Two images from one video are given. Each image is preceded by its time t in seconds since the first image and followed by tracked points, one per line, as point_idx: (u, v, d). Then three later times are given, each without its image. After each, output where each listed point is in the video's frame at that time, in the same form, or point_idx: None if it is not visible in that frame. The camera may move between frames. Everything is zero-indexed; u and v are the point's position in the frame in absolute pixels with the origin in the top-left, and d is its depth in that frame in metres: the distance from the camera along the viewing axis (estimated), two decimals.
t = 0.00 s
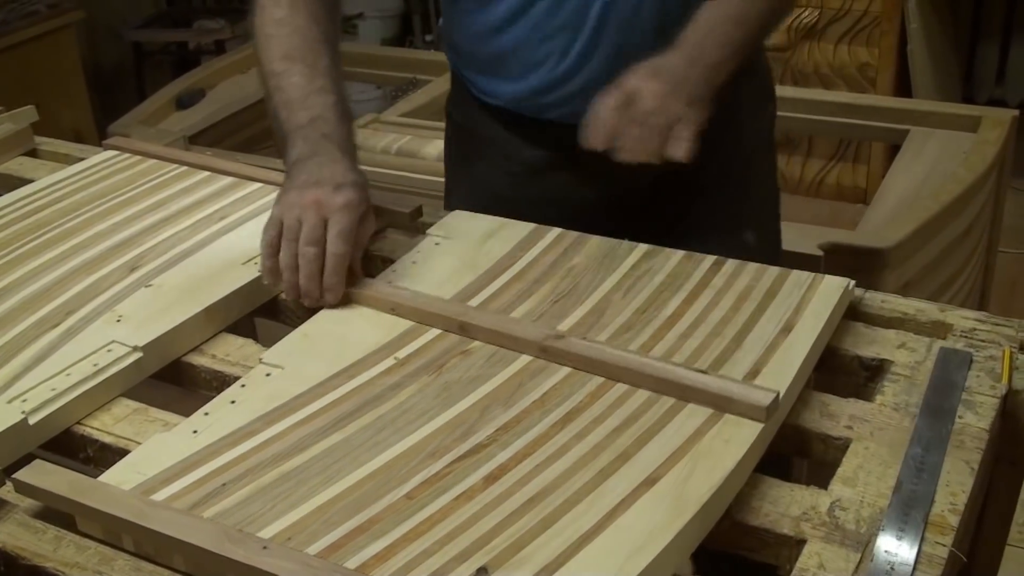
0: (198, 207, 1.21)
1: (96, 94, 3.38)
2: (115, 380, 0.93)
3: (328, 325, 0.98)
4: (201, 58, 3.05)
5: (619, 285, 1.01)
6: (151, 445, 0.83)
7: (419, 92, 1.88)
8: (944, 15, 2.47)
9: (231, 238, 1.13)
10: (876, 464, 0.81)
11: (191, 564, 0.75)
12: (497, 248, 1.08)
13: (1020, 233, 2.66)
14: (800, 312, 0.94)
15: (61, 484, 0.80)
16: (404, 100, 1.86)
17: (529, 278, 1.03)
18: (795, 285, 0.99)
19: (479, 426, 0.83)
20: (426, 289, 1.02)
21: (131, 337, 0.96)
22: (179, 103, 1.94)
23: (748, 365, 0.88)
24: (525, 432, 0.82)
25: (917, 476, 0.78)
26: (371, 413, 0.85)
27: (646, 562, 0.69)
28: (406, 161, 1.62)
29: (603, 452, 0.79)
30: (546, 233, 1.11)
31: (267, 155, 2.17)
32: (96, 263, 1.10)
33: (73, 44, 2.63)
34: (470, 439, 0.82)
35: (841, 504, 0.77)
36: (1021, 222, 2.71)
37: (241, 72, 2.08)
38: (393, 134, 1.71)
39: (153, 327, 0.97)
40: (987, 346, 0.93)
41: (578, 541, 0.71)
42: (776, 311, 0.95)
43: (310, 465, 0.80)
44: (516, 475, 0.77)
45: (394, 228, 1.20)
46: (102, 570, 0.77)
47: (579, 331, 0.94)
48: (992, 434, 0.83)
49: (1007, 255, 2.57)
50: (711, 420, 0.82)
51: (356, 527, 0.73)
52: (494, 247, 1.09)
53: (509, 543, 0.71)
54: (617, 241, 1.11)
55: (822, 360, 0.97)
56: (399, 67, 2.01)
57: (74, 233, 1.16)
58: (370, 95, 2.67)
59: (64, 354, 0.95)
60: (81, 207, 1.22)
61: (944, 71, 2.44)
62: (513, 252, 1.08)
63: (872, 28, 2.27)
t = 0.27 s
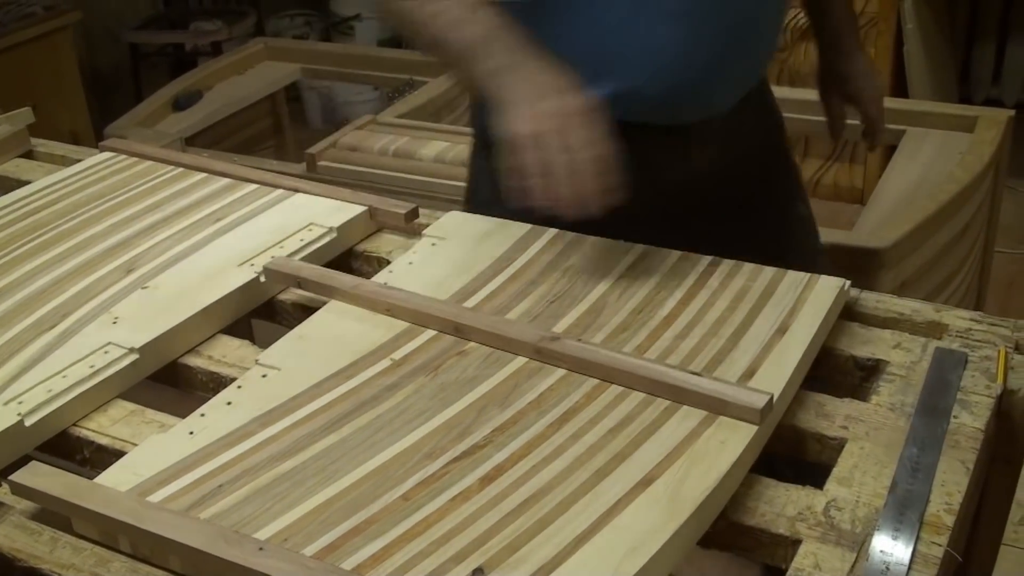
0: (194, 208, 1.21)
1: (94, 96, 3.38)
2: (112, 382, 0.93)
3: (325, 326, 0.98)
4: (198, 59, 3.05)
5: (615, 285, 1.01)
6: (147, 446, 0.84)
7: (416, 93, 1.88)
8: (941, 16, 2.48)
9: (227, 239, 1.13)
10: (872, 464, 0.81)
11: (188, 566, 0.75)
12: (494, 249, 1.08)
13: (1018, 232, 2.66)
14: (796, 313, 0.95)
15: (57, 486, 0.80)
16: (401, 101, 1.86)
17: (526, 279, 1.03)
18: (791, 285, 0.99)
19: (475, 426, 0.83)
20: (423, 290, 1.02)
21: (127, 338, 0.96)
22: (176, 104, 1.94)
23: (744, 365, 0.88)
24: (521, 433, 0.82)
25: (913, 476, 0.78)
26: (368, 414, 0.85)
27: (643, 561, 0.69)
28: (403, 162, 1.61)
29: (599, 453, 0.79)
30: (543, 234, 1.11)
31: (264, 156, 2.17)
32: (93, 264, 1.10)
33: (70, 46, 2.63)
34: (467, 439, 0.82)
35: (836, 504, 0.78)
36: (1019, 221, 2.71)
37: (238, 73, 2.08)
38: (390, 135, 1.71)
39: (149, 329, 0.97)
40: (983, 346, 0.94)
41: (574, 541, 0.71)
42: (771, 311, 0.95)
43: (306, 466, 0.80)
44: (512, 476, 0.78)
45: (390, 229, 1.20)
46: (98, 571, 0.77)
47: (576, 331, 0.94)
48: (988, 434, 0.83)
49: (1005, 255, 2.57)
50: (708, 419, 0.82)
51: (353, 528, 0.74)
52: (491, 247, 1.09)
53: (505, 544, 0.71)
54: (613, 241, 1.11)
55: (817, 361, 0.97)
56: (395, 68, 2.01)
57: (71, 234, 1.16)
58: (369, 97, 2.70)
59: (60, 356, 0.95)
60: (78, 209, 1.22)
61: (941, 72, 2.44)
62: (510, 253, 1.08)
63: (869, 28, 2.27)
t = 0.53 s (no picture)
0: (190, 209, 1.20)
1: (91, 97, 3.38)
2: (108, 382, 0.93)
3: (321, 325, 0.98)
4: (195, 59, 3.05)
5: (612, 284, 1.01)
6: (143, 446, 0.83)
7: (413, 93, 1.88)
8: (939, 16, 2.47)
9: (224, 239, 1.13)
10: (868, 462, 0.81)
11: (184, 566, 0.75)
12: (491, 248, 1.08)
13: (1015, 231, 2.66)
14: (792, 311, 0.95)
15: (53, 486, 0.80)
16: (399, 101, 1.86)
17: (522, 278, 1.03)
18: (787, 284, 0.99)
19: (472, 425, 0.83)
20: (420, 289, 1.02)
21: (123, 338, 0.96)
22: (173, 104, 1.94)
23: (740, 363, 0.88)
24: (517, 432, 0.82)
25: (908, 474, 0.78)
26: (364, 413, 0.85)
27: (639, 560, 0.69)
28: (400, 161, 1.61)
29: (595, 452, 0.79)
30: (539, 234, 1.11)
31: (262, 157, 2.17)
32: (90, 265, 1.10)
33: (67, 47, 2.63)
34: (463, 438, 0.82)
35: (832, 502, 0.78)
36: (1016, 221, 2.71)
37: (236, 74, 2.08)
38: (387, 135, 1.71)
39: (145, 329, 0.97)
40: (979, 344, 0.94)
41: (570, 540, 0.71)
42: (768, 310, 0.95)
43: (302, 465, 0.80)
44: (508, 475, 0.78)
45: (387, 229, 1.20)
46: (95, 571, 0.77)
47: (572, 330, 0.94)
48: (984, 432, 0.83)
49: (1002, 254, 2.57)
50: (704, 417, 0.82)
51: (349, 527, 0.74)
52: (487, 247, 1.09)
53: (501, 543, 0.71)
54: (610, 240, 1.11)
55: (814, 359, 0.97)
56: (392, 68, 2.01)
57: (68, 234, 1.16)
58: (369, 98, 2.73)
59: (56, 356, 0.95)
60: (74, 209, 1.22)
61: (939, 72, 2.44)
62: (507, 252, 1.08)
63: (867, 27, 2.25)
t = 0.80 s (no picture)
0: (191, 208, 1.21)
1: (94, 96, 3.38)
2: (110, 381, 0.93)
3: (322, 324, 0.98)
4: (197, 59, 3.05)
5: (612, 284, 1.01)
6: (144, 445, 0.84)
7: (415, 93, 1.88)
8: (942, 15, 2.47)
9: (226, 238, 1.13)
10: (869, 461, 0.81)
11: (185, 565, 0.75)
12: (492, 248, 1.08)
13: (1018, 230, 2.66)
14: (793, 310, 0.94)
15: (55, 485, 0.80)
16: (400, 100, 1.86)
17: (523, 277, 1.03)
18: (788, 283, 0.99)
19: (473, 424, 0.83)
20: (421, 287, 1.02)
21: (125, 337, 0.96)
22: (175, 104, 1.94)
23: (741, 362, 0.88)
24: (518, 431, 0.82)
25: (909, 473, 0.78)
26: (365, 412, 0.86)
27: (638, 559, 0.69)
28: (402, 160, 1.61)
29: (596, 451, 0.79)
30: (540, 233, 1.11)
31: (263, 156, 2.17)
32: (91, 264, 1.10)
33: (69, 47, 2.63)
34: (464, 437, 0.82)
35: (833, 501, 0.78)
36: (1019, 220, 2.71)
37: (237, 73, 2.08)
38: (389, 134, 1.71)
39: (147, 328, 0.98)
40: (980, 343, 0.93)
41: (570, 538, 0.71)
42: (769, 309, 0.95)
43: (302, 464, 0.80)
44: (509, 473, 0.78)
45: (388, 228, 1.20)
46: (96, 570, 0.77)
47: (573, 328, 0.94)
48: (985, 431, 0.83)
49: (1005, 253, 2.57)
50: (705, 416, 0.82)
51: (350, 526, 0.74)
52: (489, 246, 1.09)
53: (502, 542, 0.71)
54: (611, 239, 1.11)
55: (815, 358, 0.97)
56: (394, 68, 2.00)
57: (69, 234, 1.16)
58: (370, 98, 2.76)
59: (58, 356, 0.95)
60: (76, 208, 1.22)
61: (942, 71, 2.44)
62: (508, 251, 1.08)
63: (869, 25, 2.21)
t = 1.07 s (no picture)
0: (196, 205, 1.21)
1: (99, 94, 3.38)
2: (114, 377, 0.93)
3: (327, 321, 0.98)
4: (202, 57, 3.05)
5: (617, 281, 1.01)
6: (149, 441, 0.84)
7: (419, 90, 1.87)
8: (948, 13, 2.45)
9: (230, 235, 1.13)
10: (873, 459, 0.81)
11: (190, 561, 0.75)
12: (496, 245, 1.08)
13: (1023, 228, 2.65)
14: (798, 307, 0.94)
15: (60, 480, 0.80)
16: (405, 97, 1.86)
17: (528, 274, 1.03)
18: (793, 280, 0.99)
19: (476, 421, 0.83)
20: (425, 284, 1.02)
21: (129, 333, 0.96)
22: (180, 101, 1.94)
23: (745, 359, 0.88)
24: (522, 428, 0.82)
25: (913, 470, 0.78)
26: (369, 409, 0.86)
27: (642, 556, 0.69)
28: (406, 158, 1.61)
29: (600, 448, 0.79)
30: (545, 230, 1.11)
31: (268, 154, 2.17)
32: (95, 260, 1.10)
33: (74, 44, 2.63)
34: (468, 434, 0.82)
35: (837, 499, 0.78)
36: None
37: (242, 70, 2.08)
38: (393, 131, 1.71)
39: (151, 324, 0.98)
40: (985, 341, 0.93)
41: (574, 535, 0.71)
42: (773, 306, 0.95)
43: (307, 461, 0.80)
44: (513, 470, 0.78)
45: (393, 225, 1.20)
46: (101, 566, 0.77)
47: (577, 325, 0.94)
48: (990, 429, 0.83)
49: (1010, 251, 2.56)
50: (709, 413, 0.82)
51: (354, 523, 0.74)
52: (493, 243, 1.09)
53: (506, 539, 0.71)
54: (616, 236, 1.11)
55: (821, 355, 0.97)
56: (398, 65, 2.00)
57: (74, 230, 1.17)
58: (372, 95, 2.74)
59: (62, 352, 0.95)
60: (81, 205, 1.22)
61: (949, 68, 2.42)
62: (512, 248, 1.07)
63: (873, 23, 2.18)
